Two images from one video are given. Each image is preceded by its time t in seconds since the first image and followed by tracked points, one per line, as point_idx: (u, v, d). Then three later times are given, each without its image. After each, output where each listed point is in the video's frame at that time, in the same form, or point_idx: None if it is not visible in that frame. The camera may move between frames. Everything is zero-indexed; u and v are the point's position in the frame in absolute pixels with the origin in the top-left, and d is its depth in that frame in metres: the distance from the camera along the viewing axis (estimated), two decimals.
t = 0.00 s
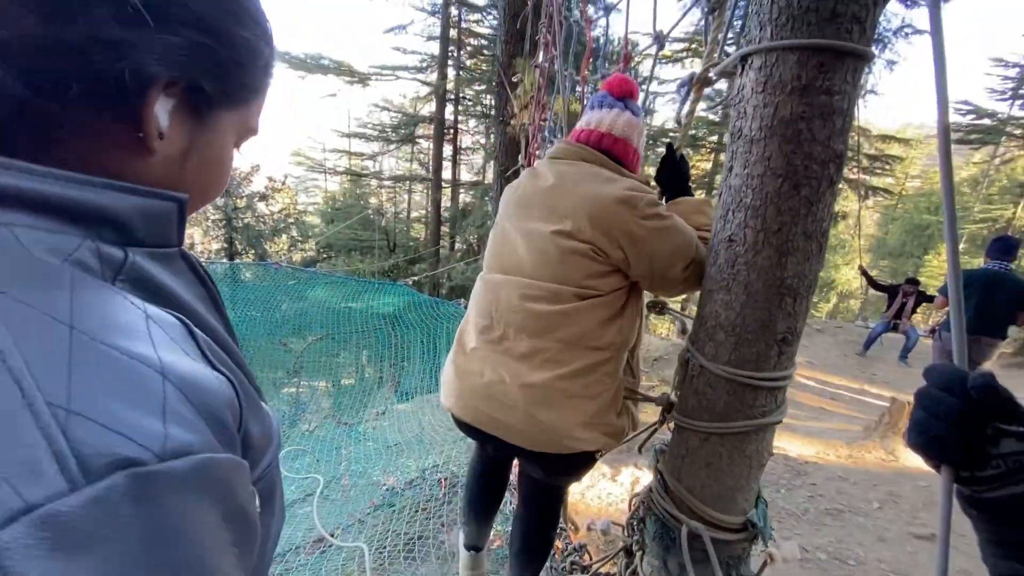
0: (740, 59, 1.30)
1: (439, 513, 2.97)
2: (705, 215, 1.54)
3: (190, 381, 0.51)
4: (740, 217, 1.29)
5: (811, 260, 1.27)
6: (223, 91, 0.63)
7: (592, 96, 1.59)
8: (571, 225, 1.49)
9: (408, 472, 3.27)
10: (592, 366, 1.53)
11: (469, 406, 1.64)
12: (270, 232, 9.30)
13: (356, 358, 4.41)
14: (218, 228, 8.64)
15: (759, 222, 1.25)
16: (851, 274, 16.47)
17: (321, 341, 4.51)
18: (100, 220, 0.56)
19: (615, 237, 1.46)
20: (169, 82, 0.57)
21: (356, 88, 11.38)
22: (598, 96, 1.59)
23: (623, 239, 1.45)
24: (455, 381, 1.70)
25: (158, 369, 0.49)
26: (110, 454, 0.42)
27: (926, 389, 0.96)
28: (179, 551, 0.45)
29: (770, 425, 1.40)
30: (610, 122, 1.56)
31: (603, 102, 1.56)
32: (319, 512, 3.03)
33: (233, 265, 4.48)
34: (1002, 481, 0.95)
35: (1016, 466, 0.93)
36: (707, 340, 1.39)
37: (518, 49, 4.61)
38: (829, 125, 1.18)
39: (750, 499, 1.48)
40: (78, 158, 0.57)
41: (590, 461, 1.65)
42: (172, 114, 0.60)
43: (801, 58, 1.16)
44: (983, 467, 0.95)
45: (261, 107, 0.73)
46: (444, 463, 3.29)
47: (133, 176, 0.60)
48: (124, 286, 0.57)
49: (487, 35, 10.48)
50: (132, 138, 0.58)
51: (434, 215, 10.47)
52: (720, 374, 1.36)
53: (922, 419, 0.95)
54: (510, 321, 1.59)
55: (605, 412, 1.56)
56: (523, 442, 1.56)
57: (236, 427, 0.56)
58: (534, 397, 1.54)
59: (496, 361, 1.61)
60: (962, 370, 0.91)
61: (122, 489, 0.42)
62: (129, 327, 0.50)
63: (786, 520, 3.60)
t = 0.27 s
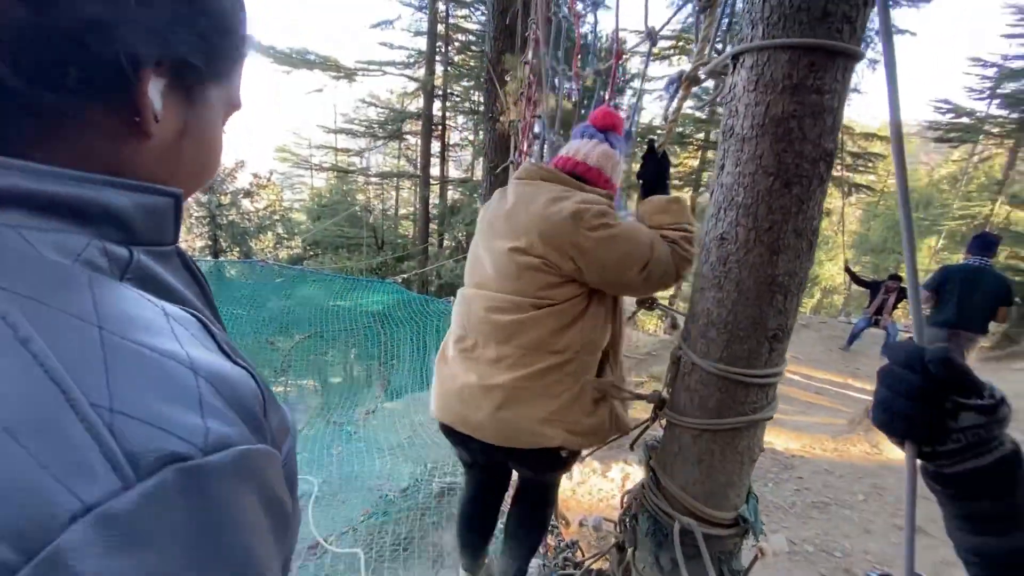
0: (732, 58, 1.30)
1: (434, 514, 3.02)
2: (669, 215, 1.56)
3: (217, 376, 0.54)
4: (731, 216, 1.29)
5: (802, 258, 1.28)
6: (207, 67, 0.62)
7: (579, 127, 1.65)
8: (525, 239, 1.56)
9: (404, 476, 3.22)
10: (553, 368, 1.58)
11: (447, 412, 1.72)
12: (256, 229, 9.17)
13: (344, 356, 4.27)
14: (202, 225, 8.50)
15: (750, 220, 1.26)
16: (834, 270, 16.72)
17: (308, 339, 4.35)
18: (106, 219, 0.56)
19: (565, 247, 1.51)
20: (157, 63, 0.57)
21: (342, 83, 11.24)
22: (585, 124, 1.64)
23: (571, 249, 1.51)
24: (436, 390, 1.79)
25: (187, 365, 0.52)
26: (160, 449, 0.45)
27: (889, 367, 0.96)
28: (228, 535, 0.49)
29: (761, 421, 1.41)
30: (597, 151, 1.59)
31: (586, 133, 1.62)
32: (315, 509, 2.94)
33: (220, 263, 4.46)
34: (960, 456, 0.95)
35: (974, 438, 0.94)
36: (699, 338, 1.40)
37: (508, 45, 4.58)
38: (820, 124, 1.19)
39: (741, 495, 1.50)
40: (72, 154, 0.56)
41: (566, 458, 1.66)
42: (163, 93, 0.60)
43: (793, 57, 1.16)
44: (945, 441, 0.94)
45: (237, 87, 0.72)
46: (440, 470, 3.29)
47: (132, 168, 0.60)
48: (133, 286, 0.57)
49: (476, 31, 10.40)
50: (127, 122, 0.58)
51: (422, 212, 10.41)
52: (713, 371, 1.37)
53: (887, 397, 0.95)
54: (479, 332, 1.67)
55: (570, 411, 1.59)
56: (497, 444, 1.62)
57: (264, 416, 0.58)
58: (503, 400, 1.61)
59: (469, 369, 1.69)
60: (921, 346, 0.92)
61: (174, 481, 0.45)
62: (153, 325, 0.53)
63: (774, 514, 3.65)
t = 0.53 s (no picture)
0: (721, 56, 1.30)
1: (421, 516, 2.97)
2: (620, 207, 1.56)
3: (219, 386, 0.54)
4: (722, 214, 1.29)
5: (791, 256, 1.29)
6: (175, 33, 0.60)
7: (536, 143, 1.69)
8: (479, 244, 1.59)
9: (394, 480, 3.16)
10: (524, 364, 1.57)
11: (431, 418, 1.69)
12: (238, 228, 9.01)
13: (330, 356, 4.28)
14: (183, 225, 8.32)
15: (740, 218, 1.26)
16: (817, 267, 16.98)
17: (293, 340, 4.31)
18: (90, 223, 0.55)
19: (516, 244, 1.53)
20: (132, 44, 0.56)
21: (326, 81, 11.09)
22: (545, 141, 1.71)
23: (521, 247, 1.52)
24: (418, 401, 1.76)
25: (187, 374, 0.52)
26: (172, 464, 0.46)
27: (866, 377, 0.96)
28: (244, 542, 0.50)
29: (752, 418, 1.41)
30: (552, 166, 1.64)
31: (543, 150, 1.67)
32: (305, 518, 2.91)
33: (201, 263, 4.36)
34: (934, 469, 0.94)
35: (945, 453, 0.93)
36: (691, 337, 1.40)
37: (494, 44, 4.56)
38: (810, 122, 1.19)
39: (732, 492, 1.50)
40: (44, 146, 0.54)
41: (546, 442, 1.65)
42: (139, 74, 0.58)
43: (783, 55, 1.16)
44: (917, 454, 0.94)
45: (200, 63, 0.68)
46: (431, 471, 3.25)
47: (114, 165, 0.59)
48: (117, 289, 0.57)
49: (462, 29, 10.35)
50: (107, 108, 0.56)
51: (409, 211, 10.32)
52: (704, 369, 1.37)
53: (862, 408, 0.96)
54: (452, 340, 1.67)
55: (547, 401, 1.59)
56: (483, 444, 1.59)
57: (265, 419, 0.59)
58: (483, 400, 1.58)
59: (448, 374, 1.68)
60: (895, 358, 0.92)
61: (189, 496, 0.46)
62: (148, 334, 0.53)
63: (761, 509, 3.69)
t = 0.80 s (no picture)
0: (714, 58, 1.30)
1: (419, 522, 2.96)
2: (638, 218, 1.58)
3: (206, 387, 0.53)
4: (716, 216, 1.29)
5: (786, 257, 1.29)
6: (147, 29, 0.57)
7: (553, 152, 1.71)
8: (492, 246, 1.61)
9: (392, 486, 3.15)
10: (516, 368, 1.57)
11: (418, 415, 1.71)
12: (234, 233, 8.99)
13: (327, 361, 4.31)
14: (179, 230, 8.29)
15: (734, 221, 1.27)
16: (812, 267, 17.06)
17: (290, 345, 4.36)
18: (72, 227, 0.54)
19: (528, 249, 1.54)
20: (103, 39, 0.53)
21: (321, 85, 11.08)
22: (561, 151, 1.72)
23: (533, 251, 1.53)
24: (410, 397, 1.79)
25: (174, 377, 0.51)
26: (158, 465, 0.44)
27: (838, 397, 0.97)
28: (235, 544, 0.48)
29: (749, 420, 1.41)
30: (569, 173, 1.64)
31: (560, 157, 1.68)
32: (302, 525, 2.89)
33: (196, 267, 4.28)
34: (907, 485, 0.96)
35: (918, 469, 0.95)
36: (686, 339, 1.40)
37: (489, 47, 4.57)
38: (802, 124, 1.20)
39: (730, 493, 1.50)
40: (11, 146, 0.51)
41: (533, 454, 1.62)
42: (115, 73, 0.55)
43: (774, 58, 1.17)
44: (891, 471, 0.96)
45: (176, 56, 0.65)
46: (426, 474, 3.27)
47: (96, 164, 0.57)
48: (101, 292, 0.55)
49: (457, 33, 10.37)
50: (82, 109, 0.54)
51: (405, 215, 10.32)
52: (700, 371, 1.37)
53: (838, 428, 0.96)
54: (447, 337, 1.69)
55: (534, 409, 1.57)
56: (465, 444, 1.59)
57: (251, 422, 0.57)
58: (471, 398, 1.59)
59: (441, 371, 1.68)
60: (867, 379, 0.93)
61: (176, 498, 0.44)
62: (132, 336, 0.52)
63: (759, 510, 3.69)
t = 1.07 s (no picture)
0: (706, 72, 1.32)
1: (421, 535, 3.00)
2: (665, 246, 1.54)
3: (183, 398, 0.48)
4: (710, 226, 1.30)
5: (780, 266, 1.30)
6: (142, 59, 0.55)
7: (564, 167, 1.73)
8: (517, 269, 1.58)
9: (392, 499, 3.12)
10: (530, 394, 1.59)
11: (428, 439, 1.69)
12: (237, 246, 9.07)
13: (329, 373, 4.32)
14: (182, 243, 8.36)
15: (728, 230, 1.27)
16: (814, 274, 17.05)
17: (292, 358, 4.39)
18: (56, 243, 0.51)
19: (556, 277, 1.53)
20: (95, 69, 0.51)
21: (324, 99, 11.19)
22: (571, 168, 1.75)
23: (560, 279, 1.53)
24: (415, 417, 1.76)
25: (150, 389, 0.46)
26: (130, 475, 0.41)
27: (839, 425, 0.98)
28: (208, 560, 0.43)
29: (746, 429, 1.41)
30: (573, 190, 1.68)
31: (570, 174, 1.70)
32: (302, 540, 2.87)
33: (199, 280, 4.30)
34: (910, 513, 0.96)
35: (921, 498, 0.95)
36: (681, 348, 1.40)
37: (489, 60, 4.62)
38: (794, 135, 1.21)
39: (729, 504, 1.49)
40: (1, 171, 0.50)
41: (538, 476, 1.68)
42: (92, 98, 0.52)
43: (764, 71, 1.19)
44: (893, 499, 0.96)
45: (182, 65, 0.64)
46: (418, 491, 3.20)
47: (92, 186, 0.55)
48: (87, 310, 0.51)
49: (457, 47, 10.48)
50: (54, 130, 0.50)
51: (407, 226, 10.36)
52: (699, 380, 1.37)
53: (838, 455, 0.97)
54: (460, 359, 1.66)
55: (548, 433, 1.60)
56: (477, 469, 1.60)
57: (237, 438, 0.53)
58: (485, 424, 1.59)
59: (449, 392, 1.68)
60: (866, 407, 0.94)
61: (145, 511, 0.40)
62: (110, 349, 0.47)
63: (764, 521, 3.65)
